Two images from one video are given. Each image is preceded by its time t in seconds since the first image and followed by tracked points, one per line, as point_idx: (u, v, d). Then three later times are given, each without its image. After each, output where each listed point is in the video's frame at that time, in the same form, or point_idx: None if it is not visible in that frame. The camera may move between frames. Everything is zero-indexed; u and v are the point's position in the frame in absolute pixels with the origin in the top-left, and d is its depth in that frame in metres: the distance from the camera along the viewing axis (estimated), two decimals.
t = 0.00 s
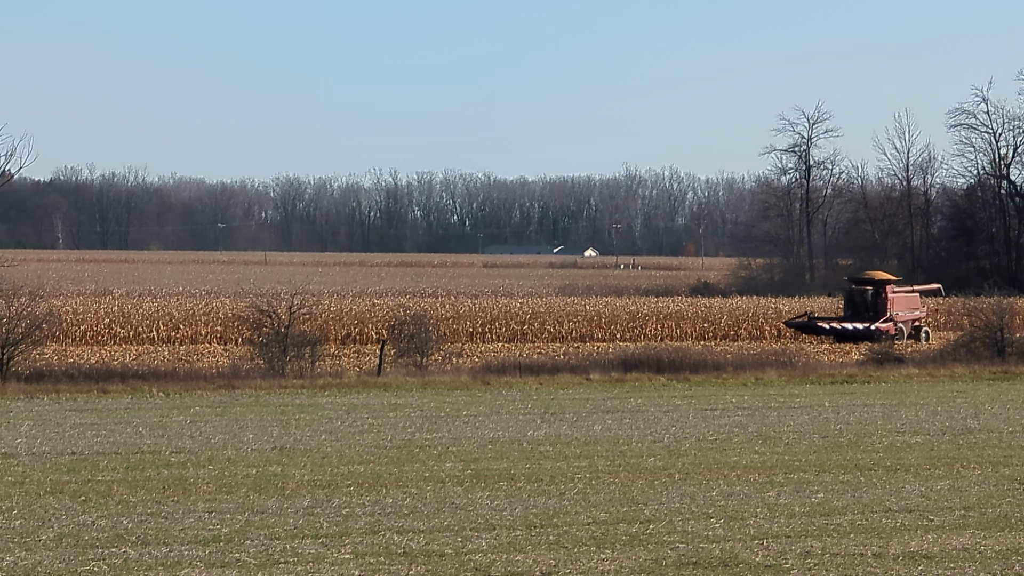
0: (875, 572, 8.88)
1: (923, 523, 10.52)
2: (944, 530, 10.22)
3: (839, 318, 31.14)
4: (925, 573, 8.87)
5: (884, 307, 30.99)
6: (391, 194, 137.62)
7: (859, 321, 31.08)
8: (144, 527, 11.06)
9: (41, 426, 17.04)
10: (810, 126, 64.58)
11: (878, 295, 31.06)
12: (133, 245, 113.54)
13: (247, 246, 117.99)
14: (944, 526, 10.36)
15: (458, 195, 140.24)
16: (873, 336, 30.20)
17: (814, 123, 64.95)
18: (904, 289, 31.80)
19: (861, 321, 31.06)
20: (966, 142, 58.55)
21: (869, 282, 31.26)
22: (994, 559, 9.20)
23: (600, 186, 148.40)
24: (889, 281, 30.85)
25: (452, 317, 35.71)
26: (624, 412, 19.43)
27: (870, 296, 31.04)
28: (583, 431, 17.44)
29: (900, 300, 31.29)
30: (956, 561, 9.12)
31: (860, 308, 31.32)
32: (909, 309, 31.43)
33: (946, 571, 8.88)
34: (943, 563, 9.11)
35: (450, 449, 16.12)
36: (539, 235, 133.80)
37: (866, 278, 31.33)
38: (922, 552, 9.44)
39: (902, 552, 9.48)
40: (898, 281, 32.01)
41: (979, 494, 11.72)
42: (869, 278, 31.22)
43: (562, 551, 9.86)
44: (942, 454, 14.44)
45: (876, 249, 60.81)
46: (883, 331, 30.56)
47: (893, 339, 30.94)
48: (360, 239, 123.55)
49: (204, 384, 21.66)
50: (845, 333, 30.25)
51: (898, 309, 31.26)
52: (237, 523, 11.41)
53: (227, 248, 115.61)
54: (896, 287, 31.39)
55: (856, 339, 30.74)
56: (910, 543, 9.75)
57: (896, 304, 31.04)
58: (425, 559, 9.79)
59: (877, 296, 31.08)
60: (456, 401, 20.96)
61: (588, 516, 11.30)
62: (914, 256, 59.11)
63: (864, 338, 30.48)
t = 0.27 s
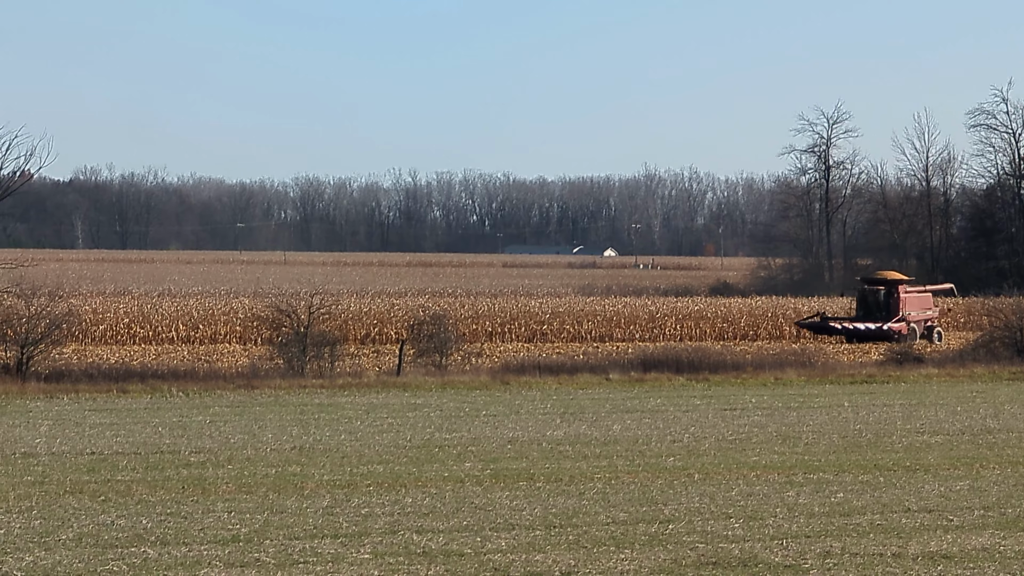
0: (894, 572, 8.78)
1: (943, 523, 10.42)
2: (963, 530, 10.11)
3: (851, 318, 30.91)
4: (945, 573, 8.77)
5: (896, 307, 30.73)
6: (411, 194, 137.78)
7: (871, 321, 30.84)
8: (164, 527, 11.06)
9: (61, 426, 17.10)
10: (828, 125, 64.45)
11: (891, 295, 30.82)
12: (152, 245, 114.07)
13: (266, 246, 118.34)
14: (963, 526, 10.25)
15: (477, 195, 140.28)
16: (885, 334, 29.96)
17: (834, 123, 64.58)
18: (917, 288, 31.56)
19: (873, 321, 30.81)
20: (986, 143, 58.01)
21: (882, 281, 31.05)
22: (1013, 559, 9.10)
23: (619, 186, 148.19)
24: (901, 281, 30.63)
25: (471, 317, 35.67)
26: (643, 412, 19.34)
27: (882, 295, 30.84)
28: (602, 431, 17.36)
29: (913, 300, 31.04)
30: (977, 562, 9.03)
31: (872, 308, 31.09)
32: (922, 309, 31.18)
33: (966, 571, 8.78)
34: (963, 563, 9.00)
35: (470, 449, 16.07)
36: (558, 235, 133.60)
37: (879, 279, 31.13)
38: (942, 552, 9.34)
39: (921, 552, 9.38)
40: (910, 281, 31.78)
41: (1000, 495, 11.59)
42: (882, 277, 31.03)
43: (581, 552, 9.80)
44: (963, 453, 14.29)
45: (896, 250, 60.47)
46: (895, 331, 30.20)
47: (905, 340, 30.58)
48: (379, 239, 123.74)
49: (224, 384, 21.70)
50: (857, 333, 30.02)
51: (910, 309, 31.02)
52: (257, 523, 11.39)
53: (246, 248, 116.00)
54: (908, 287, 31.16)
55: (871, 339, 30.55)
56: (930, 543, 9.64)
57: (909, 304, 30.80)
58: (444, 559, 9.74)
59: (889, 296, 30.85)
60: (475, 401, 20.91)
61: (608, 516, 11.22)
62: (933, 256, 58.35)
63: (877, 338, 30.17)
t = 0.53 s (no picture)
0: (912, 572, 8.69)
1: (961, 523, 10.31)
2: (981, 531, 10.00)
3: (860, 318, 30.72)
4: (964, 573, 8.68)
5: (906, 308, 30.55)
6: (428, 194, 137.94)
7: (881, 322, 30.66)
8: (181, 527, 11.06)
9: (79, 426, 17.16)
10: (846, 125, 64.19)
11: (901, 295, 30.63)
12: (170, 245, 114.61)
13: (284, 246, 118.68)
14: (981, 526, 10.14)
15: (494, 195, 140.32)
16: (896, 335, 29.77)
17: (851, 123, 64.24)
18: (927, 289, 31.35)
19: (883, 322, 30.62)
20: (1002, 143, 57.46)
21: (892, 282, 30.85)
22: None
23: (636, 187, 147.91)
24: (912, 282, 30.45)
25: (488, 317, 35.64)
26: (660, 412, 19.26)
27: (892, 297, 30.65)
28: (619, 432, 17.30)
29: (923, 301, 30.84)
30: (995, 563, 8.93)
31: (882, 309, 30.91)
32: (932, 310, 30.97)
33: (984, 572, 8.69)
34: (981, 564, 8.92)
35: (487, 449, 16.03)
36: (575, 236, 133.58)
37: (888, 279, 30.95)
38: (959, 552, 9.25)
39: (939, 553, 9.28)
40: (920, 281, 31.58)
41: (1019, 496, 11.46)
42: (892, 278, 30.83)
43: (598, 552, 9.74)
44: (981, 454, 14.16)
45: (914, 250, 60.18)
46: (906, 332, 30.04)
47: (916, 341, 30.39)
48: (396, 240, 123.94)
49: (241, 384, 21.74)
50: (868, 333, 29.83)
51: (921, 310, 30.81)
52: (274, 523, 11.37)
53: (264, 248, 116.39)
54: (918, 288, 30.97)
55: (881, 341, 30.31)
56: (947, 544, 9.54)
57: (919, 305, 30.59)
58: (461, 559, 9.70)
59: (900, 296, 30.65)
60: (492, 402, 20.87)
61: (625, 516, 11.15)
62: (951, 256, 57.88)
63: (888, 339, 30.03)
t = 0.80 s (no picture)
0: (926, 572, 8.61)
1: (975, 523, 10.22)
2: (996, 531, 9.91)
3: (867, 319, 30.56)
4: (979, 574, 8.60)
5: (914, 307, 30.37)
6: (442, 194, 137.98)
7: (888, 322, 30.50)
8: (195, 527, 11.05)
9: (93, 426, 17.20)
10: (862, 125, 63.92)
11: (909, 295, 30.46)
12: (183, 244, 114.91)
13: (298, 245, 118.86)
14: (996, 526, 10.05)
15: (508, 195, 140.23)
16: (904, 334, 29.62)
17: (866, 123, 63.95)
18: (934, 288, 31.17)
19: (891, 322, 30.46)
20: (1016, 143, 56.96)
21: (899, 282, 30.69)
22: None
23: (651, 187, 147.55)
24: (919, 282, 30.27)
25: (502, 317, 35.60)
26: (674, 412, 19.18)
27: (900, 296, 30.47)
28: (634, 431, 17.24)
29: (931, 301, 30.65)
30: (1010, 563, 8.86)
31: (889, 309, 30.76)
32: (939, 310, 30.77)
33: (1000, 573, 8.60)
34: (996, 564, 8.83)
35: (501, 449, 15.98)
36: (590, 235, 133.43)
37: (896, 279, 30.80)
38: (974, 553, 9.16)
39: (953, 553, 9.20)
40: (928, 281, 31.39)
41: None
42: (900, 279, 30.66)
43: (612, 552, 9.69)
44: (997, 454, 14.04)
45: (927, 251, 59.31)
46: (913, 332, 29.86)
47: (924, 341, 30.20)
48: (411, 240, 124.00)
49: (255, 384, 21.75)
50: (875, 334, 29.67)
51: (928, 310, 30.63)
52: (288, 523, 11.35)
53: (278, 247, 116.58)
54: (925, 287, 30.78)
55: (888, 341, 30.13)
56: (961, 544, 9.46)
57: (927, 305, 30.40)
58: (475, 559, 9.65)
59: (907, 296, 30.49)
60: (506, 402, 20.82)
61: (639, 517, 11.08)
62: (965, 256, 57.50)
63: (896, 339, 29.86)
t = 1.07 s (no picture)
0: (937, 572, 8.57)
1: (986, 524, 10.16)
2: (1007, 531, 9.85)
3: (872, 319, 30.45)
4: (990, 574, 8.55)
5: (918, 307, 30.27)
6: (452, 195, 138.07)
7: (892, 322, 30.40)
8: (206, 527, 11.06)
9: (104, 426, 17.25)
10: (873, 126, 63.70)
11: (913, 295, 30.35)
12: (195, 245, 115.24)
13: (309, 246, 119.08)
14: (1007, 527, 9.99)
15: (519, 195, 140.24)
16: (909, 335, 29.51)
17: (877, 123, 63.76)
18: (939, 289, 31.04)
19: (895, 322, 30.35)
20: None
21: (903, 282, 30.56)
22: None
23: (662, 188, 147.33)
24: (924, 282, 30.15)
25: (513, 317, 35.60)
26: (685, 413, 19.14)
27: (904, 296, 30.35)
28: (644, 432, 17.21)
29: (935, 301, 30.54)
30: (1022, 564, 8.80)
31: (893, 309, 30.64)
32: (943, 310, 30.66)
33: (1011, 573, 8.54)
34: (1007, 565, 8.78)
35: (512, 450, 15.96)
36: (600, 236, 133.34)
37: (900, 279, 30.68)
38: (985, 553, 9.11)
39: (964, 553, 9.15)
40: (932, 281, 31.26)
41: None
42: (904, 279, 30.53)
43: (623, 552, 9.66)
44: (1008, 455, 13.95)
45: (938, 251, 58.87)
46: (917, 332, 29.74)
47: (928, 341, 30.08)
48: (422, 241, 124.12)
49: (266, 385, 21.78)
50: (880, 334, 29.58)
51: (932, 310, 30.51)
52: (300, 523, 11.34)
53: (289, 248, 116.80)
54: (929, 287, 30.67)
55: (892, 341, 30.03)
56: (972, 544, 9.40)
57: (931, 305, 30.29)
58: (487, 560, 9.63)
59: (911, 296, 30.37)
60: (517, 402, 20.80)
61: (649, 518, 11.05)
62: (976, 257, 57.09)
63: (901, 339, 29.74)
